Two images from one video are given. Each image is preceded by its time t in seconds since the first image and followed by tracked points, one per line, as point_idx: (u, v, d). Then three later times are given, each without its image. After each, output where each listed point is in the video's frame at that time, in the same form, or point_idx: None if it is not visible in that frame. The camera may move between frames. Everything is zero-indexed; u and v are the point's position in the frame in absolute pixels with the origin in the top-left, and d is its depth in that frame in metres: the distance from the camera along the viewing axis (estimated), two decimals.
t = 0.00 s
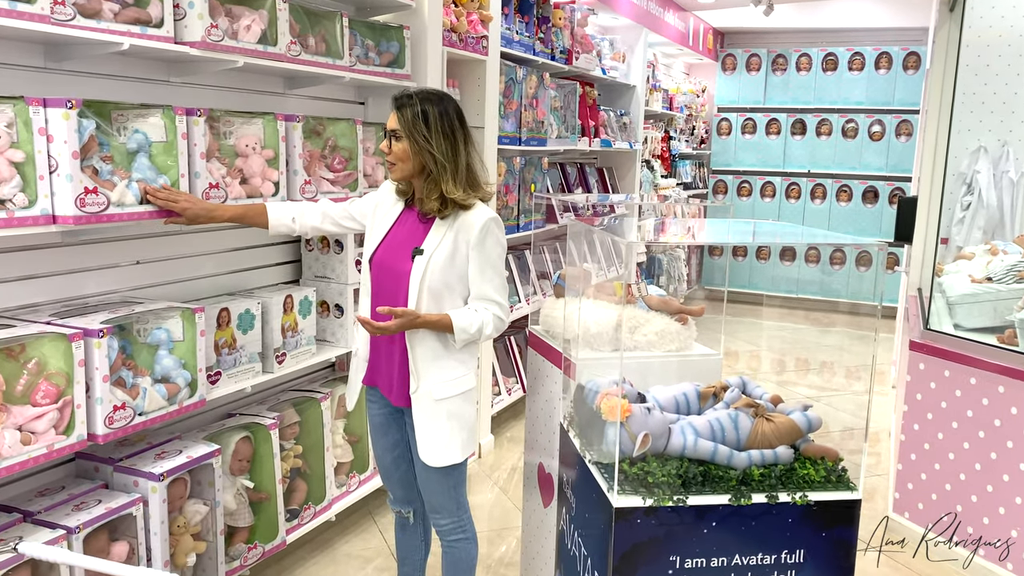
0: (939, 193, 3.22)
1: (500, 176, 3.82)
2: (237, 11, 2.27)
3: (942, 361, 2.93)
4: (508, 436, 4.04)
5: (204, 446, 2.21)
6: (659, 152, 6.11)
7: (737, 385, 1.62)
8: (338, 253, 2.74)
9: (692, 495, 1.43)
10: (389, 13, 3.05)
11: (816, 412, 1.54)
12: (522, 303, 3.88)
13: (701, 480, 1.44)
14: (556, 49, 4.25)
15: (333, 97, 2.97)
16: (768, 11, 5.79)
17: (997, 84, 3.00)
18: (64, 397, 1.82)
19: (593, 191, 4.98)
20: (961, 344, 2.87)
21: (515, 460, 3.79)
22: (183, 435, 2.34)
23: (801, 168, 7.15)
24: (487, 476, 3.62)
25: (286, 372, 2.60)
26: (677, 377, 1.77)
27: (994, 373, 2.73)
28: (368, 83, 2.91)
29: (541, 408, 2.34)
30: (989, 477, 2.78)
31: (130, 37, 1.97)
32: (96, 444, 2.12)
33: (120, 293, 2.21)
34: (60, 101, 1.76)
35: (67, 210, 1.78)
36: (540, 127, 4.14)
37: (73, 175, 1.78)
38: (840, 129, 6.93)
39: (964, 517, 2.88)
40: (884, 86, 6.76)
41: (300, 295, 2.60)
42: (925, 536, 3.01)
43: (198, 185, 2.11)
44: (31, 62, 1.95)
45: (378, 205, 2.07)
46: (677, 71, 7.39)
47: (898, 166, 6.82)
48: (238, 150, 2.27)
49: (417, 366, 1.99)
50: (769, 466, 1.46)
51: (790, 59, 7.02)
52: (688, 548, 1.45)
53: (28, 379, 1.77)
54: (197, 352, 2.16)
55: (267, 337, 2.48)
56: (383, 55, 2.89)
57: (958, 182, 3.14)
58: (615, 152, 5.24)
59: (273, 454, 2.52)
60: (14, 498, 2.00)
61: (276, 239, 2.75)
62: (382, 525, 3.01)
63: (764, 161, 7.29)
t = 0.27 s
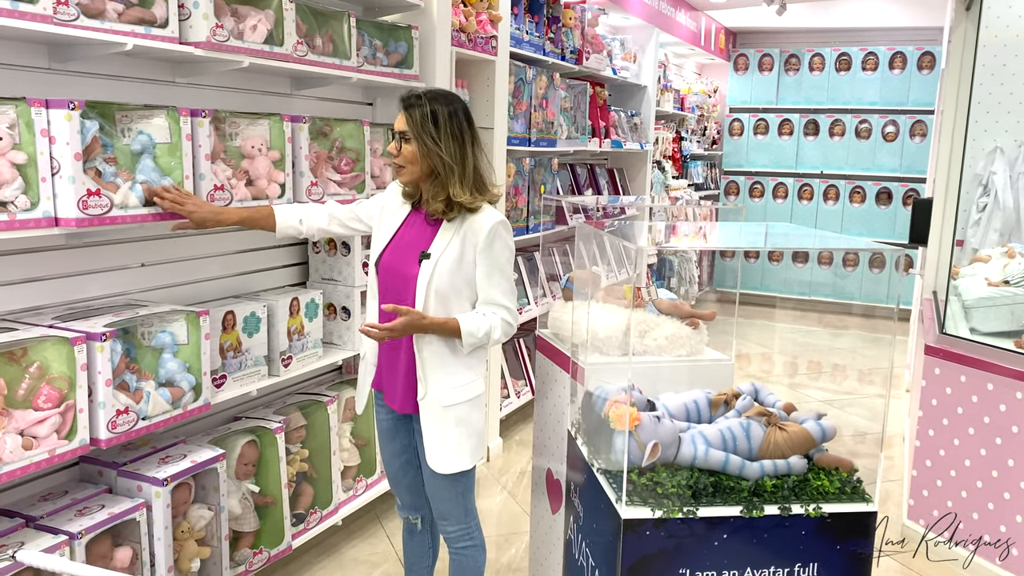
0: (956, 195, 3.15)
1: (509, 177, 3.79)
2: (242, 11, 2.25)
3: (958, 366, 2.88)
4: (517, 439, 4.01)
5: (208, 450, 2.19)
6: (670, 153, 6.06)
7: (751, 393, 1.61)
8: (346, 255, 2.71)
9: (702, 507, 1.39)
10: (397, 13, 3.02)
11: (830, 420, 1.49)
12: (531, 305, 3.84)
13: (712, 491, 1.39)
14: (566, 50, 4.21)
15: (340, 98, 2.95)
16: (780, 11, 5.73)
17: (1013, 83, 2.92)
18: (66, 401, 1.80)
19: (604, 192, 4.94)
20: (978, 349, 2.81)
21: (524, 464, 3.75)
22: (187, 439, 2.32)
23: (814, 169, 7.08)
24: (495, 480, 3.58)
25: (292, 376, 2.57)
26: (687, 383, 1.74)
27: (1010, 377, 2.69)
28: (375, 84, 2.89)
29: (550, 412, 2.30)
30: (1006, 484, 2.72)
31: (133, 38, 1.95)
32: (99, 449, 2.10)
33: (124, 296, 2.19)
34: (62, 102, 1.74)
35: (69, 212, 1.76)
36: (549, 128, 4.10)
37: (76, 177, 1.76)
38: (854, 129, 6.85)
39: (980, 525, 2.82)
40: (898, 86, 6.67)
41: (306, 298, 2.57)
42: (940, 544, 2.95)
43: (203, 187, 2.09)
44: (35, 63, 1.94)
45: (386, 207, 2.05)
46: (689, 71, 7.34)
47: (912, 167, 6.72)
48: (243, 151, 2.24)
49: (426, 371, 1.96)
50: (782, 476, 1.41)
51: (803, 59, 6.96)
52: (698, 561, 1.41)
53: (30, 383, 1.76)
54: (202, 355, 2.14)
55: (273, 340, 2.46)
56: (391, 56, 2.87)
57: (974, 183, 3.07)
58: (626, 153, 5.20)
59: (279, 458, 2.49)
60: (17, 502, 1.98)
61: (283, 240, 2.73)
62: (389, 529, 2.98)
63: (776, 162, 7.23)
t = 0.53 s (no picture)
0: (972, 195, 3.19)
1: (520, 178, 3.77)
2: (253, 11, 2.24)
3: (976, 370, 2.83)
4: (527, 442, 3.98)
5: (217, 453, 2.18)
6: (681, 154, 6.03)
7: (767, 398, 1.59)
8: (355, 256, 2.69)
9: (719, 515, 1.36)
10: (408, 13, 3.00)
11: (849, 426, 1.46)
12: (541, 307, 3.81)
13: (730, 499, 1.36)
14: (577, 50, 4.19)
15: (350, 98, 2.94)
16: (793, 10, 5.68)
17: None
18: (74, 404, 1.79)
19: (614, 193, 4.91)
20: (995, 353, 2.76)
21: (534, 467, 3.73)
22: (196, 441, 2.30)
23: (826, 169, 7.03)
24: (505, 482, 3.56)
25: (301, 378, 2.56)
26: (702, 387, 1.74)
27: None
28: (386, 84, 2.87)
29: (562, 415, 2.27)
30: None
31: (143, 37, 1.93)
32: (108, 451, 2.09)
33: (134, 297, 2.18)
34: (71, 102, 1.73)
35: (78, 213, 1.75)
36: (560, 128, 4.08)
37: (84, 178, 1.74)
38: (866, 130, 6.79)
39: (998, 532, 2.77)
40: (911, 86, 6.59)
41: (316, 299, 2.55)
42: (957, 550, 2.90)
43: (212, 188, 2.07)
44: (45, 63, 1.93)
45: (396, 215, 2.05)
46: (700, 71, 7.30)
47: (926, 168, 6.61)
48: (253, 152, 2.23)
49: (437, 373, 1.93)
50: (802, 484, 1.38)
51: (815, 59, 6.91)
52: (715, 570, 1.38)
53: (38, 386, 1.74)
54: (211, 357, 2.12)
55: (283, 342, 2.44)
56: (402, 56, 2.85)
57: (990, 184, 3.10)
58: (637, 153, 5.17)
59: (289, 461, 2.48)
60: (25, 505, 1.97)
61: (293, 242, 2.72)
62: (399, 533, 2.96)
63: (788, 163, 7.18)
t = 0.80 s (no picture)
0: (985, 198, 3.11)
1: (531, 179, 3.75)
2: (264, 12, 2.22)
3: (993, 374, 2.79)
4: (537, 444, 3.96)
5: (229, 457, 2.16)
6: (691, 155, 6.00)
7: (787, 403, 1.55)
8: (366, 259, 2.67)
9: (742, 525, 1.34)
10: (419, 14, 2.98)
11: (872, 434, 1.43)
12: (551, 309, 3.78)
13: (753, 509, 1.34)
14: (587, 50, 4.16)
15: (361, 99, 2.92)
16: (804, 11, 5.64)
17: None
18: (85, 408, 1.78)
19: (624, 194, 4.88)
20: (1012, 357, 2.72)
21: (544, 470, 3.70)
22: (207, 446, 2.29)
23: (836, 170, 6.98)
24: (515, 486, 3.53)
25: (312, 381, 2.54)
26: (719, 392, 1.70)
27: None
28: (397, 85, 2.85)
29: (575, 418, 2.25)
30: None
31: (155, 38, 1.92)
32: (119, 455, 2.07)
33: (145, 300, 2.17)
34: (83, 104, 1.71)
35: (89, 216, 1.73)
36: (571, 129, 4.05)
37: (96, 180, 1.73)
38: (877, 130, 6.74)
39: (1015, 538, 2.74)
40: (922, 86, 6.53)
41: (327, 302, 2.53)
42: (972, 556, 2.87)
43: (224, 191, 2.06)
44: (56, 65, 1.92)
45: (408, 223, 2.00)
46: (709, 71, 7.27)
47: (936, 169, 6.57)
48: (264, 154, 2.21)
49: (450, 374, 1.92)
50: (825, 494, 1.36)
51: (825, 59, 6.87)
52: None
53: (49, 391, 1.73)
54: (222, 361, 2.11)
55: (294, 345, 2.42)
56: (413, 56, 2.83)
57: (1004, 186, 3.03)
58: (647, 154, 5.15)
59: (300, 464, 2.46)
60: (35, 510, 1.96)
61: (303, 244, 2.70)
62: (409, 537, 2.94)
63: (797, 164, 7.15)
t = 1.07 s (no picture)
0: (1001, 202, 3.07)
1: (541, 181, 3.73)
2: (277, 13, 2.21)
3: (1009, 379, 2.76)
4: (547, 447, 3.94)
5: (241, 462, 2.15)
6: (699, 156, 5.98)
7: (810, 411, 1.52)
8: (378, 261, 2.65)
9: (768, 536, 1.33)
10: (430, 15, 2.97)
11: (898, 442, 1.41)
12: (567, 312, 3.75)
13: (779, 519, 1.33)
14: (597, 50, 4.14)
15: (372, 101, 2.91)
16: (813, 11, 5.61)
17: None
18: (99, 414, 1.76)
19: (633, 195, 4.86)
20: None
21: (554, 473, 3.69)
22: (219, 450, 2.28)
23: (845, 171, 6.95)
24: (525, 489, 3.52)
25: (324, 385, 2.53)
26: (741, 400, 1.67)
27: None
28: (409, 87, 2.84)
29: (591, 421, 2.23)
30: None
31: (168, 40, 1.90)
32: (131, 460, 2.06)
33: (157, 304, 2.16)
34: (97, 107, 1.70)
35: (103, 220, 1.72)
36: (581, 130, 4.03)
37: (110, 184, 1.71)
38: (885, 131, 6.71)
39: None
40: (931, 87, 6.49)
41: (339, 305, 2.52)
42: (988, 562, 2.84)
43: (237, 194, 2.05)
44: (69, 67, 1.90)
45: (430, 224, 2.02)
46: (717, 72, 7.24)
47: (946, 170, 6.52)
48: (277, 156, 2.19)
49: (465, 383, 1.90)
50: (853, 503, 1.34)
51: (834, 60, 6.84)
52: None
53: (62, 396, 1.71)
54: (235, 365, 2.09)
55: (306, 348, 2.41)
56: (425, 58, 2.82)
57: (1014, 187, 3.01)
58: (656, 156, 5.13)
59: (311, 469, 2.44)
60: (48, 516, 1.95)
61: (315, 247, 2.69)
62: (420, 541, 2.92)
63: (805, 164, 7.12)
